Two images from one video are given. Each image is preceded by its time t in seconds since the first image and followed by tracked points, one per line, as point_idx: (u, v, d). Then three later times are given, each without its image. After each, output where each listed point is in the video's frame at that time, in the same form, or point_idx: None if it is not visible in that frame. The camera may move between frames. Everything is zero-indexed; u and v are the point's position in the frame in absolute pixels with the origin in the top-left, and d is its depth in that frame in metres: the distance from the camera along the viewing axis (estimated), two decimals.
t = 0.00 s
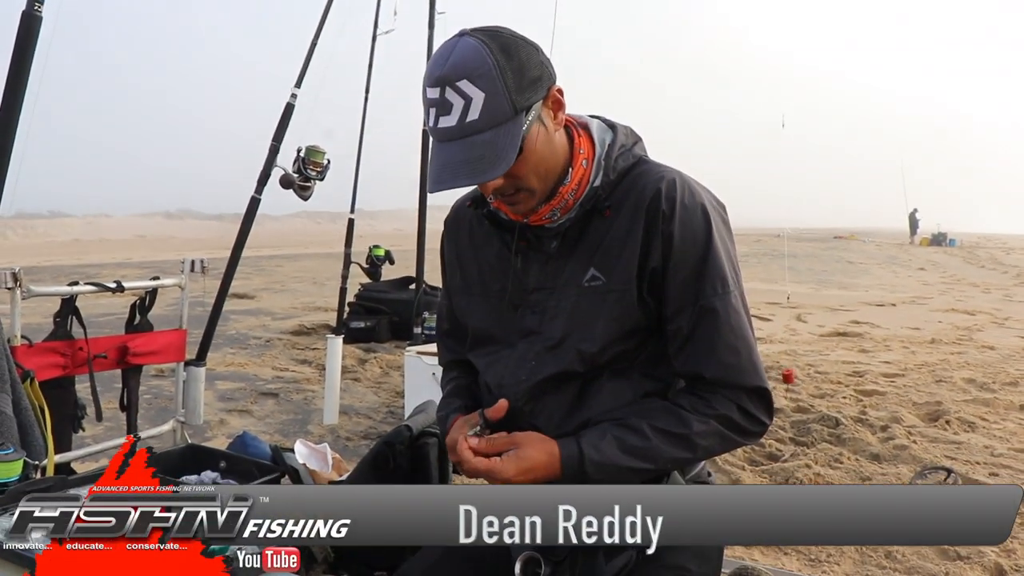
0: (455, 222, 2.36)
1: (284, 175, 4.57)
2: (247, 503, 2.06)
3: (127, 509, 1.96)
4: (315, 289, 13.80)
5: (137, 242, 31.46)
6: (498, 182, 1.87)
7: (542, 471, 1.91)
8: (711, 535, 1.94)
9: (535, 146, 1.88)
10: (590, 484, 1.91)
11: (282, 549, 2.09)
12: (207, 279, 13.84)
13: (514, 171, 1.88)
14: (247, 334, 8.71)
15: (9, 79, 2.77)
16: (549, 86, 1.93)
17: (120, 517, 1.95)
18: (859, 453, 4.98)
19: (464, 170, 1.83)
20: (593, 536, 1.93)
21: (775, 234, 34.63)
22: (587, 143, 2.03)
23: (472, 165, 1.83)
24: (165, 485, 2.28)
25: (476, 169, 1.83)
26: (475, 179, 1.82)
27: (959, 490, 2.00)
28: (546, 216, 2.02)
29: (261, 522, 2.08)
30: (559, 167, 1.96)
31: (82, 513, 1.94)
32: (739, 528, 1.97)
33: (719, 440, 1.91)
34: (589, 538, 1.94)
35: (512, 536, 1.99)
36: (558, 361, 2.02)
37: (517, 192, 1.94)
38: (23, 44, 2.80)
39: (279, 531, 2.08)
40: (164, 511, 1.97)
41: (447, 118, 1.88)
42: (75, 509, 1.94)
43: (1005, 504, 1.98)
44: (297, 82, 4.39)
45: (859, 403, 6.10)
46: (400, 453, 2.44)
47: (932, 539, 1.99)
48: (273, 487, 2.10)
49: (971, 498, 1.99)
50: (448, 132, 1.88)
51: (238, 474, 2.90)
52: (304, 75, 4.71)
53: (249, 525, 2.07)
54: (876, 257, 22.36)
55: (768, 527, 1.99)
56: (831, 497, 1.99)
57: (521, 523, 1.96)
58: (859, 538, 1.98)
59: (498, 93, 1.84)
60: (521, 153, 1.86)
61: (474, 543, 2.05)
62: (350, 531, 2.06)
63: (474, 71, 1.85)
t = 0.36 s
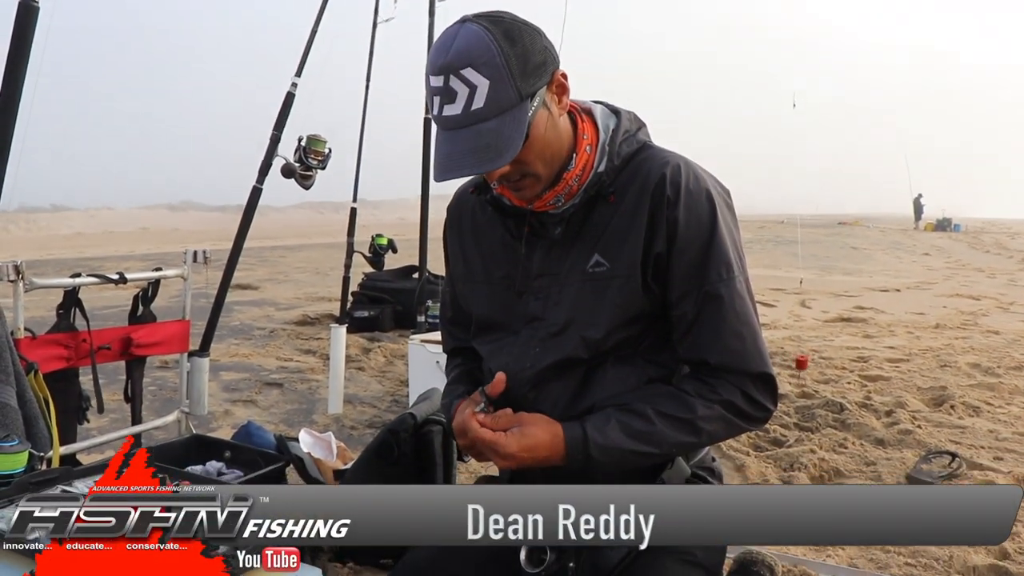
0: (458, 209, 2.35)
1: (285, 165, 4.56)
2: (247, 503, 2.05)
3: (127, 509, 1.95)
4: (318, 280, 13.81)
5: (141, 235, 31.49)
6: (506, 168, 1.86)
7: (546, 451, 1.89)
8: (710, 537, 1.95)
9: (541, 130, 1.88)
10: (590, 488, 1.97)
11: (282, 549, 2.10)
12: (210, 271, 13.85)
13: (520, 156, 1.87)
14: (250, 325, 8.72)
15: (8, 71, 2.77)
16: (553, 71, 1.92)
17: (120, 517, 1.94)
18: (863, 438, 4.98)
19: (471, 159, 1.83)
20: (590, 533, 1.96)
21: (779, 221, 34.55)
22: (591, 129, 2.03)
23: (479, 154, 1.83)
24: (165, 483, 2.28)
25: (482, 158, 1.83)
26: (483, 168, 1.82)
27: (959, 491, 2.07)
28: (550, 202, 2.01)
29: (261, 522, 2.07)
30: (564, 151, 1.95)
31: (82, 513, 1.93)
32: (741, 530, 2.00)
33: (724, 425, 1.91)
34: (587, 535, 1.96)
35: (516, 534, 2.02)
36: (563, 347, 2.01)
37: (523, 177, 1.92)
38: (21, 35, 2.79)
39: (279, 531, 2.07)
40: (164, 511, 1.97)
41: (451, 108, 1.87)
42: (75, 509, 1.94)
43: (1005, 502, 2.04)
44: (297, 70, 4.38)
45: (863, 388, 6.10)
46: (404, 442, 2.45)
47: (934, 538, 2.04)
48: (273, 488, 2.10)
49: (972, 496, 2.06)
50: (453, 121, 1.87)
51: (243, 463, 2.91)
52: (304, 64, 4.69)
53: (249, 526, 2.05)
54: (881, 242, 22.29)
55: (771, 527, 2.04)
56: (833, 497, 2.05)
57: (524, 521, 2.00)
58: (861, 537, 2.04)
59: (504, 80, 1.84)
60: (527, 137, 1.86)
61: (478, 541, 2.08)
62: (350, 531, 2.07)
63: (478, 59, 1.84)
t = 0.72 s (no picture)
0: (456, 197, 2.34)
1: (285, 154, 4.54)
2: (247, 503, 2.04)
3: (127, 509, 1.94)
4: (318, 269, 13.81)
5: (141, 225, 31.47)
6: (511, 156, 1.85)
7: (545, 430, 1.89)
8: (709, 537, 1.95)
9: (544, 118, 1.87)
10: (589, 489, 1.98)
11: (282, 549, 2.01)
12: (210, 260, 13.83)
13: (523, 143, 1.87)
14: (250, 315, 8.72)
15: (6, 59, 2.75)
16: (555, 56, 1.90)
17: (120, 517, 1.92)
18: (864, 427, 4.98)
19: (476, 145, 1.82)
20: (590, 533, 1.96)
21: (779, 210, 34.52)
22: (591, 116, 2.02)
23: (484, 141, 1.81)
24: (163, 480, 2.26)
25: (486, 145, 1.81)
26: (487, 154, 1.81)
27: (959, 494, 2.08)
28: (550, 189, 2.00)
29: (261, 522, 2.04)
30: (566, 139, 1.94)
31: (82, 514, 1.92)
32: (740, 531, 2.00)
33: (724, 412, 1.90)
34: (587, 535, 1.97)
35: (516, 534, 2.03)
36: (563, 335, 2.01)
37: (526, 165, 1.92)
38: (19, 23, 2.77)
39: (279, 532, 2.05)
40: (164, 511, 1.95)
41: (455, 95, 1.86)
42: (75, 509, 1.93)
43: (1005, 504, 2.06)
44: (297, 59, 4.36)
45: (864, 377, 6.10)
46: (404, 431, 2.45)
47: (934, 538, 2.05)
48: (273, 488, 2.10)
49: (970, 499, 2.08)
50: (457, 109, 1.86)
51: (243, 453, 2.91)
52: (304, 52, 4.66)
53: (249, 526, 2.02)
54: (881, 232, 22.28)
55: (770, 527, 2.03)
56: (833, 498, 2.05)
57: (524, 521, 2.01)
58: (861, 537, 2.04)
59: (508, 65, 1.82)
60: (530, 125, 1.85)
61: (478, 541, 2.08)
62: (350, 530, 2.09)
63: (482, 46, 1.83)
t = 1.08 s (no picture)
0: (453, 182, 2.33)
1: (284, 138, 4.52)
2: (247, 503, 2.07)
3: (127, 509, 1.96)
4: (319, 255, 13.78)
5: (140, 211, 31.42)
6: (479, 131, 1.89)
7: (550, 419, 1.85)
8: (694, 536, 1.96)
9: (521, 103, 1.88)
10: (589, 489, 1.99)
11: (281, 549, 2.06)
12: (210, 246, 13.81)
13: (497, 125, 1.90)
14: (250, 300, 8.71)
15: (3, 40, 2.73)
16: (544, 41, 1.89)
17: (120, 517, 1.95)
18: (863, 412, 4.98)
19: (438, 117, 1.89)
20: (590, 533, 1.95)
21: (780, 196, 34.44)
22: (587, 100, 2.02)
23: (445, 114, 1.87)
24: (165, 480, 2.27)
25: (445, 119, 1.87)
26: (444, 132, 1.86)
27: (954, 490, 2.09)
28: (541, 171, 2.00)
29: (261, 522, 2.08)
30: (554, 122, 1.94)
31: (82, 514, 1.93)
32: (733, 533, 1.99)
33: (727, 395, 1.89)
34: (587, 535, 1.96)
35: (516, 534, 2.01)
36: (561, 320, 1.99)
37: (504, 143, 1.94)
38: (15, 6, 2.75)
39: (279, 531, 2.09)
40: (164, 511, 1.97)
41: (434, 64, 1.92)
42: (74, 509, 1.93)
43: (1003, 502, 2.06)
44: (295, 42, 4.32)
45: (864, 363, 6.09)
46: (405, 415, 2.43)
47: (934, 539, 2.08)
48: (274, 488, 2.13)
49: (968, 495, 2.08)
50: (434, 78, 1.92)
51: (242, 437, 2.91)
52: (302, 36, 4.63)
53: (249, 525, 2.06)
54: (883, 217, 22.24)
55: (765, 529, 2.02)
56: (835, 497, 2.07)
57: (524, 520, 2.00)
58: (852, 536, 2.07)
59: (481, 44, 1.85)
60: (504, 108, 1.87)
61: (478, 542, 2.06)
62: (350, 530, 2.10)
63: (461, 20, 1.86)
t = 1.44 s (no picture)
0: (428, 172, 2.27)
1: (283, 129, 4.51)
2: (247, 502, 2.01)
3: (127, 509, 1.94)
4: (319, 247, 13.77)
5: (139, 203, 31.41)
6: (450, 106, 1.90)
7: (560, 439, 1.81)
8: (687, 537, 1.99)
9: (491, 84, 1.88)
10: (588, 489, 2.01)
11: (282, 549, 2.06)
12: (209, 238, 13.80)
13: (464, 103, 1.90)
14: (250, 292, 8.70)
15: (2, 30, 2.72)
16: (523, 25, 1.88)
17: (120, 517, 1.94)
18: (863, 403, 4.98)
19: (402, 84, 1.89)
20: (590, 533, 2.01)
21: (780, 188, 34.40)
22: (569, 92, 2.03)
23: (409, 81, 1.87)
24: (165, 480, 2.21)
25: (407, 84, 1.87)
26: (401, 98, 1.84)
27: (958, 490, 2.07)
28: (523, 164, 2.01)
29: (261, 522, 2.02)
30: (533, 112, 1.96)
31: (82, 514, 1.92)
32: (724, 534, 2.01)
33: (736, 389, 1.89)
34: (587, 535, 2.01)
35: (516, 534, 2.04)
36: (554, 317, 1.98)
37: (477, 127, 1.95)
38: None
39: (279, 531, 2.03)
40: (164, 511, 1.94)
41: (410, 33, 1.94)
42: (75, 509, 1.92)
43: (1005, 502, 2.05)
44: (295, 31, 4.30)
45: (864, 354, 6.09)
46: (404, 406, 2.41)
47: (932, 539, 2.07)
48: (273, 487, 2.05)
49: (972, 495, 2.06)
50: (408, 47, 1.94)
51: (242, 428, 2.91)
52: (302, 26, 4.61)
53: (249, 526, 2.01)
54: (882, 209, 22.22)
55: (759, 530, 2.04)
56: (828, 496, 2.05)
57: (524, 520, 2.03)
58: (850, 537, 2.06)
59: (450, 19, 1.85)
60: (471, 86, 1.87)
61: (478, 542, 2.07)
62: (350, 531, 2.03)
63: None
